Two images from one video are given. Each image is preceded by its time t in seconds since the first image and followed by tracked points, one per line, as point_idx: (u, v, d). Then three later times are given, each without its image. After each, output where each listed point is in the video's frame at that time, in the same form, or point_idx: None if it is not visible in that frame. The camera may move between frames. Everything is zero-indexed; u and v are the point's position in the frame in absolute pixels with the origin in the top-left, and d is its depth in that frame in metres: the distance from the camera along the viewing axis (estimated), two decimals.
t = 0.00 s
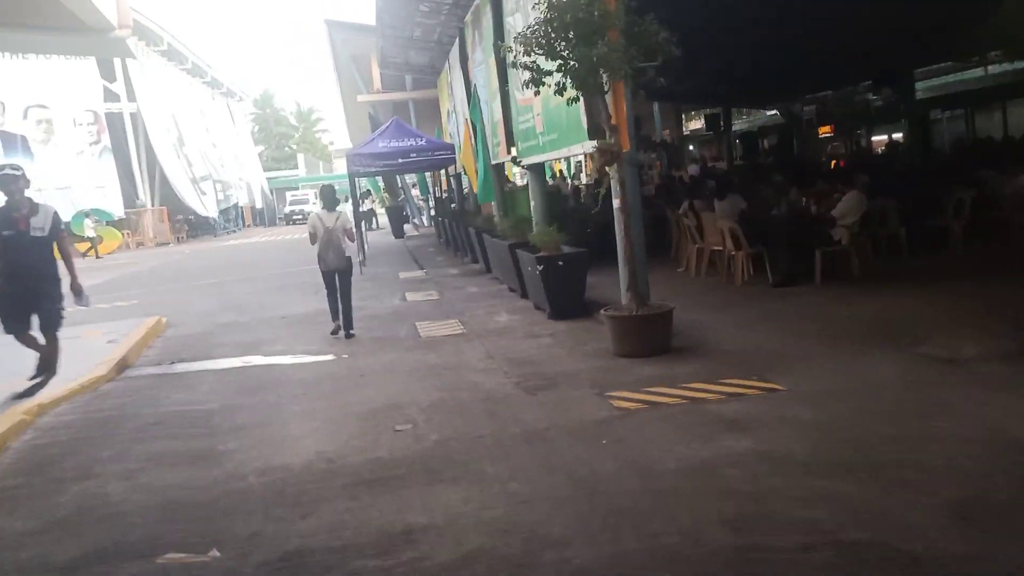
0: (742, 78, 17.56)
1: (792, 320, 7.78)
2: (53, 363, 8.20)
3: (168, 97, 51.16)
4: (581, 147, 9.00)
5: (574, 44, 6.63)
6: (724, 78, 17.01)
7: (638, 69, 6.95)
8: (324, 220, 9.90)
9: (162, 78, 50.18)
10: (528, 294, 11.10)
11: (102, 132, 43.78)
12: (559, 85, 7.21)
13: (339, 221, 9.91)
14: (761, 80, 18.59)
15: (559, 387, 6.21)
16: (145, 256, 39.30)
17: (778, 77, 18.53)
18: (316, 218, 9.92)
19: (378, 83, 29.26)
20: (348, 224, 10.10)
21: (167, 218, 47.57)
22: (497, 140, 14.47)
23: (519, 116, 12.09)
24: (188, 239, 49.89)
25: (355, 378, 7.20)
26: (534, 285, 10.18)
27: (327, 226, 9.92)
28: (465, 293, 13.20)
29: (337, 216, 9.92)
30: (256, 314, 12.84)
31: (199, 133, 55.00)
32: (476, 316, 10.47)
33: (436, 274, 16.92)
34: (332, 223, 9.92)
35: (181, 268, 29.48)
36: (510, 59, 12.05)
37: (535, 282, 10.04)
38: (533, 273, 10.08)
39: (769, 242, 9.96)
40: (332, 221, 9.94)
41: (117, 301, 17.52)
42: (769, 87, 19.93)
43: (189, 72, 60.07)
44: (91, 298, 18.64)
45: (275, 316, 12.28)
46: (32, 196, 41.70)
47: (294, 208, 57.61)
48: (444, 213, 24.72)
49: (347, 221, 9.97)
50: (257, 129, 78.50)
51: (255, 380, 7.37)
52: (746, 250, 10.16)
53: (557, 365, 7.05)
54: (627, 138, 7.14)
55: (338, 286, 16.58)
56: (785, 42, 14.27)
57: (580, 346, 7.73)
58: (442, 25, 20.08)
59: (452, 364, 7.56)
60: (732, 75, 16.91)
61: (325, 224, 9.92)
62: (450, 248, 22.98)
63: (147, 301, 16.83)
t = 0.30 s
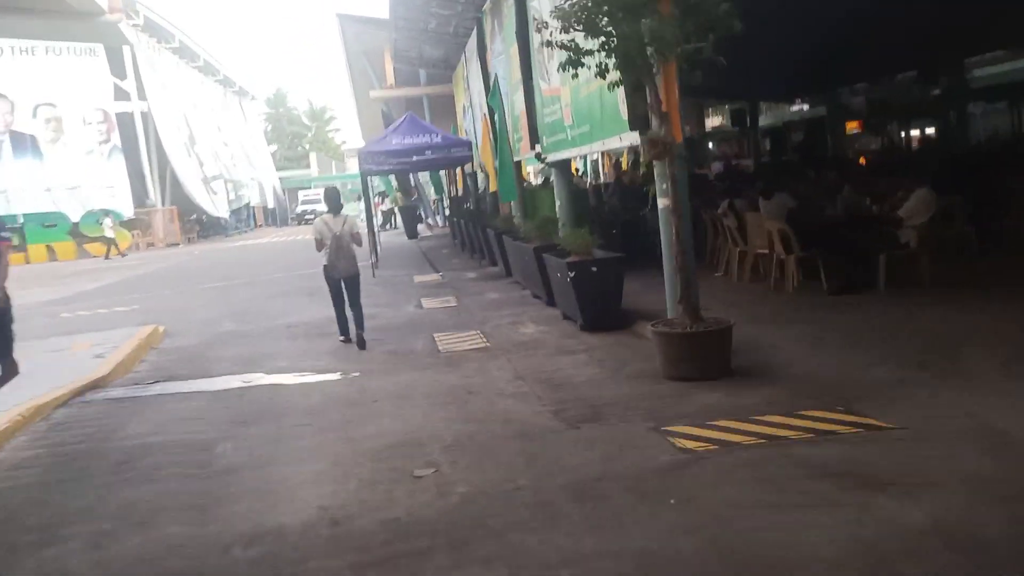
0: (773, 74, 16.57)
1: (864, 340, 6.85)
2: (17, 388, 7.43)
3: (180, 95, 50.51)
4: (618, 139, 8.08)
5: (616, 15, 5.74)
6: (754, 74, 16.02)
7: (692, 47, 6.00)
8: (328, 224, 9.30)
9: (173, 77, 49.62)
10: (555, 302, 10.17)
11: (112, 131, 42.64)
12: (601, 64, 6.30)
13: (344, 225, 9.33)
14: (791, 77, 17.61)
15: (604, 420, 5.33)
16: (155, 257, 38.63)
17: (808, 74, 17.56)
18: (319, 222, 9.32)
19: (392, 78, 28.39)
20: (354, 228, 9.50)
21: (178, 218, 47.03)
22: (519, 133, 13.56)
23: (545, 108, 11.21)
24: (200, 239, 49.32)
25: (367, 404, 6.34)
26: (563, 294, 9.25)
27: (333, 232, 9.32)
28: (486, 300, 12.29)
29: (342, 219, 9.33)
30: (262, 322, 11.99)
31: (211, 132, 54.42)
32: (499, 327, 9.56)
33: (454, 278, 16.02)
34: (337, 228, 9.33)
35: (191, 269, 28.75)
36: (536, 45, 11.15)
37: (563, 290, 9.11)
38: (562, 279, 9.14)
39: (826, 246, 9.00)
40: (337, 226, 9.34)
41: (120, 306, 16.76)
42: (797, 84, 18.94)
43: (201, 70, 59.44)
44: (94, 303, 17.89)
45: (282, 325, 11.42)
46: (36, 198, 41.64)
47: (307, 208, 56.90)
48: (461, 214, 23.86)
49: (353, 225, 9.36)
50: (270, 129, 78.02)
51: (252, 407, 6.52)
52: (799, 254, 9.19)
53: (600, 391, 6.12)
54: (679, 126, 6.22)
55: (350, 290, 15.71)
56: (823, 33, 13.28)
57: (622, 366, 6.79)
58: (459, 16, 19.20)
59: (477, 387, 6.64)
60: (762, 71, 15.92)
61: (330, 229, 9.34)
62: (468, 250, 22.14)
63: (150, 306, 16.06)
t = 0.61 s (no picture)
0: (806, 78, 15.60)
1: (956, 361, 5.88)
2: None
3: (187, 90, 49.75)
4: (660, 126, 7.17)
5: None
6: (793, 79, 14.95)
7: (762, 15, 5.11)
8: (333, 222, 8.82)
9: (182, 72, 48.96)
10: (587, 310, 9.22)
11: (118, 126, 42.39)
12: (654, 36, 5.42)
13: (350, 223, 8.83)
14: (819, 81, 16.66)
15: (665, 464, 4.41)
16: (161, 255, 37.90)
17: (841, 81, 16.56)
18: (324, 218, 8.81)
19: (403, 70, 27.47)
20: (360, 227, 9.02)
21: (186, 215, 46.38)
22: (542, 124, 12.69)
23: (573, 96, 10.35)
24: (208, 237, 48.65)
25: (379, 435, 5.44)
26: (597, 299, 8.29)
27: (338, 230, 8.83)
28: (509, 305, 11.34)
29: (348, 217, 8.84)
30: (266, 330, 11.10)
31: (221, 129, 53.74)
32: (525, 338, 8.62)
33: (471, 279, 15.09)
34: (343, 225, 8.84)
35: (197, 268, 27.96)
36: (562, 27, 10.27)
37: (599, 295, 8.16)
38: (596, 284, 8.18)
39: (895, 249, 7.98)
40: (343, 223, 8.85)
41: (119, 308, 15.95)
42: (825, 84, 17.90)
43: (209, 65, 58.67)
44: (93, 305, 17.09)
45: (288, 332, 10.53)
46: (44, 194, 41.06)
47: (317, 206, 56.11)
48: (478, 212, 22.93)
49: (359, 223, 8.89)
50: (281, 125, 77.36)
51: (246, 439, 5.64)
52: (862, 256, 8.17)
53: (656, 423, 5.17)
54: (750, 107, 5.26)
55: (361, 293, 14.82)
56: (874, 49, 12.31)
57: (677, 390, 5.83)
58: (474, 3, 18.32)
59: (508, 414, 5.70)
60: (802, 76, 14.86)
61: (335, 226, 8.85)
62: (484, 248, 21.25)
63: (150, 309, 15.23)
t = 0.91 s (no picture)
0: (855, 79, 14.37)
1: None
2: None
3: (196, 86, 49.04)
4: (722, 113, 6.15)
5: None
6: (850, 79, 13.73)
7: None
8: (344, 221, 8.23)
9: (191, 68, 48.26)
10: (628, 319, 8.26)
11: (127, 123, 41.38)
12: None
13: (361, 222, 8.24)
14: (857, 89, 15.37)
15: (760, 536, 3.46)
16: (169, 254, 37.18)
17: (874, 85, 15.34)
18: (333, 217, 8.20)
19: (416, 63, 26.55)
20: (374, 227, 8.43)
21: (195, 213, 45.68)
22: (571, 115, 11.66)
23: (606, 81, 9.45)
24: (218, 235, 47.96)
25: (396, 482, 4.51)
26: (639, 311, 7.33)
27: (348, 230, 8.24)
28: (535, 314, 10.38)
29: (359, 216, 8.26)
30: (271, 340, 10.20)
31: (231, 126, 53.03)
32: (559, 353, 7.67)
33: (490, 284, 14.13)
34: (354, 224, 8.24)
35: (204, 268, 27.16)
36: (595, 7, 9.39)
37: (642, 307, 7.19)
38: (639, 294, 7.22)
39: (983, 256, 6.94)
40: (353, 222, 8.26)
41: (118, 313, 15.12)
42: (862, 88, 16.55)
43: (219, 61, 57.98)
44: (92, 309, 16.27)
45: (293, 344, 9.63)
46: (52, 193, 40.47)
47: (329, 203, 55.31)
48: (496, 211, 21.98)
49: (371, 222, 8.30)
50: (293, 123, 76.75)
51: (236, 485, 4.73)
52: (942, 260, 7.14)
53: (737, 473, 4.20)
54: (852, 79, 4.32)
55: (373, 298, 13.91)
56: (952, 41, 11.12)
57: (754, 425, 4.86)
58: None
59: (550, 456, 4.76)
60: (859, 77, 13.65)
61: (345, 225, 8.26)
62: (502, 249, 20.31)
63: (151, 314, 14.40)
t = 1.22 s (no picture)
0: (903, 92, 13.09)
1: None
2: None
3: (206, 83, 48.33)
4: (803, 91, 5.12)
5: None
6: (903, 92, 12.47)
7: None
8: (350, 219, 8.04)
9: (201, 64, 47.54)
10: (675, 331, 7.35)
11: (134, 120, 40.65)
12: None
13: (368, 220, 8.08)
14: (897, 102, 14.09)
15: None
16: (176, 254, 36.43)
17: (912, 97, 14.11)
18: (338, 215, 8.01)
19: (429, 55, 25.62)
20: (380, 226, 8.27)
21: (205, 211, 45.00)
22: (603, 105, 10.59)
23: (644, 64, 8.51)
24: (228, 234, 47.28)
25: (412, 556, 3.58)
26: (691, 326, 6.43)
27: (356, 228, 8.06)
28: (563, 324, 9.40)
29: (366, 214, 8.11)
30: (273, 352, 9.28)
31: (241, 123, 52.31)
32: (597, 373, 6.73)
33: (510, 288, 13.17)
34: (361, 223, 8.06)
35: (211, 268, 26.33)
36: None
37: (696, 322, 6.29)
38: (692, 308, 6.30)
39: None
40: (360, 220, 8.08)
41: (115, 317, 14.27)
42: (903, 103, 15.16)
43: (230, 58, 57.30)
44: (89, 312, 15.44)
45: (297, 357, 8.71)
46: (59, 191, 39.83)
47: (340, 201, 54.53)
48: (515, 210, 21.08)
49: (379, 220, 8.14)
50: (304, 120, 76.07)
51: (216, 553, 3.82)
52: None
53: (862, 567, 3.18)
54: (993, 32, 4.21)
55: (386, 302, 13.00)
56: None
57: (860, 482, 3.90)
58: None
59: (605, 517, 3.82)
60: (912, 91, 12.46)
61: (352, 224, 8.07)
62: (521, 249, 19.41)
63: (148, 319, 13.55)
